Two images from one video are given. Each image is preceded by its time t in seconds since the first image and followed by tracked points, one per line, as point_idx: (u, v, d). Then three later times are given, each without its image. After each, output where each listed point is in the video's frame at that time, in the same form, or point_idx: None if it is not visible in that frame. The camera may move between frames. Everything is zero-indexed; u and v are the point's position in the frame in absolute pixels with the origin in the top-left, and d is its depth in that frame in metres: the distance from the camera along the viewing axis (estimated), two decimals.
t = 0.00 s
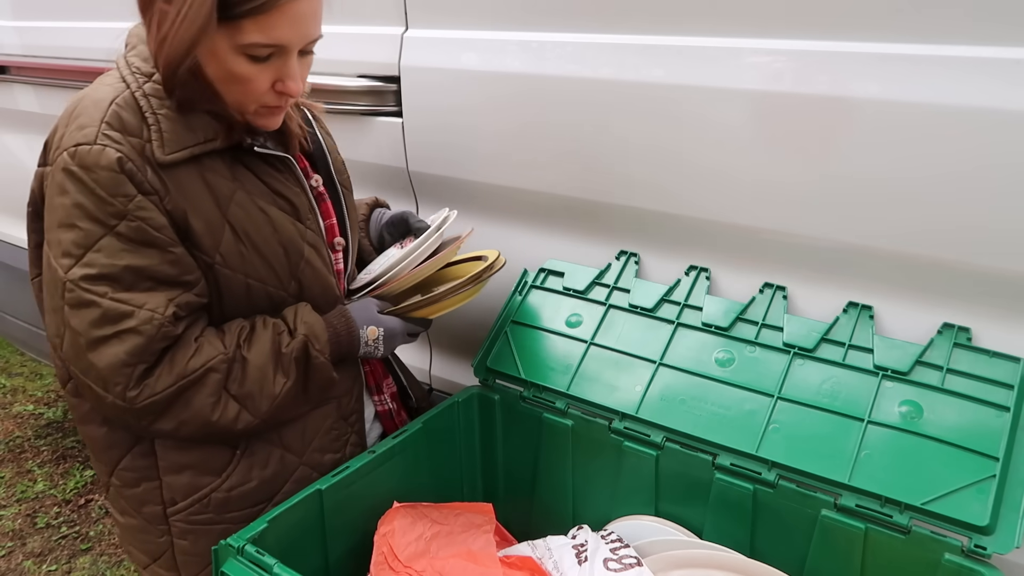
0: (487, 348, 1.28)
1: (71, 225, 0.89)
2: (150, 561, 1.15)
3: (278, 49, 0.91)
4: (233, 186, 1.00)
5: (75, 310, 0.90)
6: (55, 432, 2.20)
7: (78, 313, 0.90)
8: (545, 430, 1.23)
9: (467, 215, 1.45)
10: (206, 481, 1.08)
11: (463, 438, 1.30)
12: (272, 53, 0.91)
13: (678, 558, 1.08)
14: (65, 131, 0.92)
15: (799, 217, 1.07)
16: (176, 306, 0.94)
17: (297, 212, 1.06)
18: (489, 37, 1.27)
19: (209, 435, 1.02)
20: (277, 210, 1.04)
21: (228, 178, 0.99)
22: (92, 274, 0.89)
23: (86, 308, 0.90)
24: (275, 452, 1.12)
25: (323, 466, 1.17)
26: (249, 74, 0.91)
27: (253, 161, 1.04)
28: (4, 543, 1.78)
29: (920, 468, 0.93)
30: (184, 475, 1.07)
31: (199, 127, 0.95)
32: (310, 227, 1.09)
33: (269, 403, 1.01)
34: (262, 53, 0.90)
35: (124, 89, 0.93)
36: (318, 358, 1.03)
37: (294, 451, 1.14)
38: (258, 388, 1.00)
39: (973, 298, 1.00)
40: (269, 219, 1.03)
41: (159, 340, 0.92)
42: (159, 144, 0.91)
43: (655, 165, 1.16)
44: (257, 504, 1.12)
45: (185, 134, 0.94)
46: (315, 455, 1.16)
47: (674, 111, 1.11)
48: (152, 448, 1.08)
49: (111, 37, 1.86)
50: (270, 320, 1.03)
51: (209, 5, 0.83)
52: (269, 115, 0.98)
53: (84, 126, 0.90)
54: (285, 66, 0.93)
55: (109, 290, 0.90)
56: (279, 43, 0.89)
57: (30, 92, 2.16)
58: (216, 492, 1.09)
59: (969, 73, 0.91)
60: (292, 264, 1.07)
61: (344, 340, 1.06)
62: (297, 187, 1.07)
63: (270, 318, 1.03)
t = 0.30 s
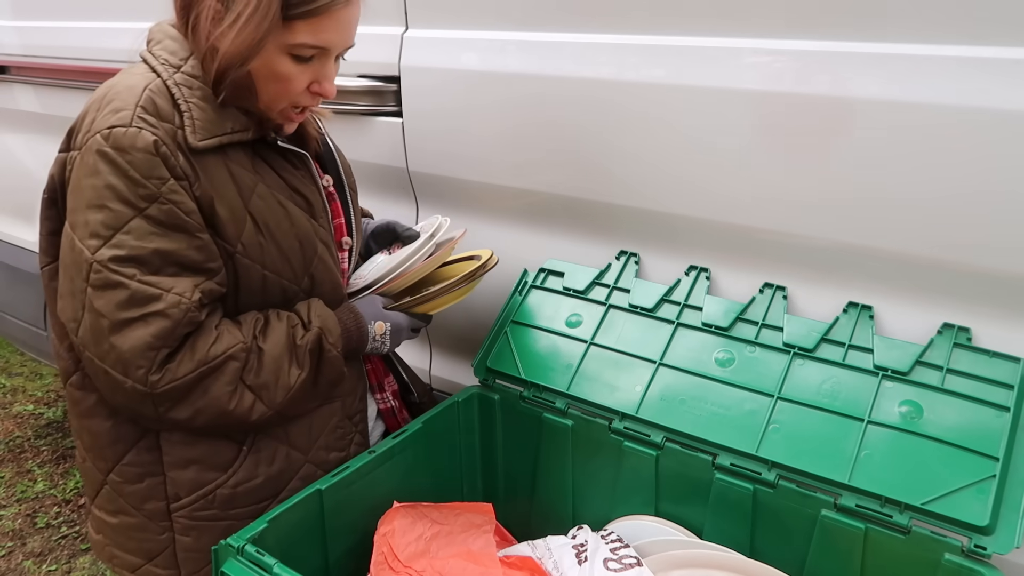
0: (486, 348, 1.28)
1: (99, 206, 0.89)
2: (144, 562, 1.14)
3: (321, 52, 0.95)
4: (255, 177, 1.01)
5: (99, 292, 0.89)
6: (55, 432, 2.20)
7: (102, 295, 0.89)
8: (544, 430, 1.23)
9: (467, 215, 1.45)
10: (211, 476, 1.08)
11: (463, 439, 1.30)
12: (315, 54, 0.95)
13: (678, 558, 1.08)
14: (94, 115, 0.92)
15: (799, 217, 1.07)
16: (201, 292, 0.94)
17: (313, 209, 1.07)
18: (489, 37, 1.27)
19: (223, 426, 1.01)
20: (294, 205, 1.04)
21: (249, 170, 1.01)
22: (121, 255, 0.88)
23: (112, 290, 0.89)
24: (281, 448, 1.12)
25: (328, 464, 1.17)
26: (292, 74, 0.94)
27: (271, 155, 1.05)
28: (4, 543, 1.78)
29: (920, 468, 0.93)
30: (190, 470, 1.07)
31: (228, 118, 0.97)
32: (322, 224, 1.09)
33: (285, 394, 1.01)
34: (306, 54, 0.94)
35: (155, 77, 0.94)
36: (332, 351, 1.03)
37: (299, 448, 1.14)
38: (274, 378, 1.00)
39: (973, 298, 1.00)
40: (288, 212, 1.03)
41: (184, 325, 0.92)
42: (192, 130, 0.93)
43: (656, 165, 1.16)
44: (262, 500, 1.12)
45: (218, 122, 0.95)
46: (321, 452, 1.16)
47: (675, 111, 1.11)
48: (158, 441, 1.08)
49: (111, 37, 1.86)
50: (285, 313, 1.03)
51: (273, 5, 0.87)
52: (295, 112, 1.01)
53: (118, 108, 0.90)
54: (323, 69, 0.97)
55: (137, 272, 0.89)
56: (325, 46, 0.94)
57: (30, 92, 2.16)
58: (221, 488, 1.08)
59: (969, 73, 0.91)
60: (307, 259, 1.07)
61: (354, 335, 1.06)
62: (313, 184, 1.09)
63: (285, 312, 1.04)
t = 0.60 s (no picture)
0: (487, 348, 1.28)
1: (108, 197, 0.88)
2: (141, 558, 1.14)
3: (325, 32, 0.95)
4: (264, 172, 1.01)
5: (107, 284, 0.89)
6: (55, 432, 2.20)
7: (110, 287, 0.89)
8: (545, 430, 1.23)
9: (467, 215, 1.45)
10: (212, 472, 1.08)
11: (463, 438, 1.30)
12: (319, 35, 0.95)
13: (678, 558, 1.08)
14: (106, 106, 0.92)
15: (799, 217, 1.07)
16: (208, 286, 0.94)
17: (319, 204, 1.08)
18: (489, 37, 1.27)
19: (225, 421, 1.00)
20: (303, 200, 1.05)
21: (259, 164, 1.01)
22: (130, 247, 0.88)
23: (120, 282, 0.88)
24: (283, 445, 1.12)
25: (330, 461, 1.17)
26: (297, 56, 0.94)
27: (280, 151, 1.05)
28: (4, 543, 1.78)
29: (920, 468, 0.93)
30: (192, 465, 1.07)
31: (238, 112, 0.97)
32: (329, 220, 1.09)
33: (288, 391, 1.00)
34: (311, 35, 0.94)
35: (168, 69, 0.94)
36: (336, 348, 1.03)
37: (302, 445, 1.14)
38: (278, 375, 0.99)
39: (973, 298, 1.00)
40: (296, 207, 1.04)
41: (190, 320, 0.92)
42: (204, 124, 0.93)
43: (656, 165, 1.16)
44: (264, 496, 1.12)
45: (229, 116, 0.96)
46: (323, 449, 1.16)
47: (675, 111, 1.11)
48: (159, 436, 1.08)
49: (111, 37, 1.86)
50: (289, 310, 1.02)
51: None
52: (305, 98, 1.01)
53: (131, 99, 0.90)
54: (329, 50, 0.97)
55: (145, 265, 0.89)
56: (328, 25, 0.93)
57: (30, 92, 2.16)
58: (222, 484, 1.08)
59: (969, 73, 0.91)
60: (313, 255, 1.07)
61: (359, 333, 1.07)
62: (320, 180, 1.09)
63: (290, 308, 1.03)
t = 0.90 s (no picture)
0: (488, 348, 1.28)
1: (94, 201, 0.89)
2: (124, 553, 1.14)
3: (324, 24, 0.94)
4: (259, 175, 1.00)
5: (91, 287, 0.89)
6: (56, 432, 2.20)
7: (94, 291, 0.89)
8: (545, 430, 1.23)
9: (467, 215, 1.45)
10: (197, 474, 1.08)
11: (464, 438, 1.31)
12: (318, 27, 0.94)
13: (678, 558, 1.08)
14: (99, 105, 0.92)
15: (799, 217, 1.07)
16: (193, 294, 0.94)
17: (317, 208, 1.07)
18: (488, 37, 1.27)
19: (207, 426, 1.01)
20: (298, 204, 1.04)
21: (254, 167, 1.00)
22: (114, 252, 0.88)
23: (104, 287, 0.89)
24: (270, 449, 1.12)
25: (316, 466, 1.18)
26: (295, 49, 0.94)
27: (279, 153, 1.05)
28: (4, 543, 1.78)
29: (920, 468, 0.93)
30: (178, 466, 1.07)
31: (234, 114, 0.97)
32: (328, 224, 1.09)
33: (273, 400, 1.00)
34: (308, 26, 0.93)
35: (165, 68, 0.94)
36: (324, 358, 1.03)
37: (288, 450, 1.14)
38: (263, 382, 0.99)
39: (973, 298, 1.00)
40: (290, 211, 1.03)
41: (173, 327, 0.92)
42: (197, 127, 0.93)
43: (655, 165, 1.16)
44: (249, 500, 1.12)
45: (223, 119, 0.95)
46: (310, 455, 1.16)
47: (674, 111, 1.11)
48: (146, 436, 1.08)
49: (110, 36, 1.86)
50: (279, 317, 1.02)
51: None
52: (310, 92, 1.01)
53: (123, 100, 0.90)
54: (329, 43, 0.96)
55: (129, 271, 0.90)
56: (326, 17, 0.93)
57: (29, 92, 2.17)
58: (206, 487, 1.08)
59: (969, 73, 0.91)
60: (307, 260, 1.07)
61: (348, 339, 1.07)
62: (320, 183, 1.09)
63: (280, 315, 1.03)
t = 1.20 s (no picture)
0: (488, 348, 1.28)
1: (74, 213, 0.89)
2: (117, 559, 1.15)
3: (296, 14, 0.90)
4: (246, 184, 1.00)
5: (70, 300, 0.90)
6: (56, 431, 2.20)
7: (73, 304, 0.90)
8: (545, 430, 1.23)
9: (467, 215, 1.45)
10: (186, 484, 1.07)
11: (464, 437, 1.31)
12: (290, 18, 0.91)
13: (678, 558, 1.08)
14: (82, 112, 0.92)
15: (799, 217, 1.07)
16: (174, 307, 0.94)
17: (309, 216, 1.07)
18: (489, 37, 1.27)
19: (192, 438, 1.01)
20: (288, 213, 1.04)
21: (242, 176, 1.00)
22: (92, 265, 0.88)
23: (83, 300, 0.89)
24: (260, 459, 1.12)
25: (307, 476, 1.18)
26: (267, 42, 0.91)
27: (271, 160, 1.04)
28: (4, 543, 1.78)
29: (920, 467, 0.93)
30: (166, 475, 1.07)
31: (219, 122, 0.95)
32: (321, 231, 1.09)
33: (257, 413, 1.00)
34: (280, 17, 0.90)
35: (149, 75, 0.94)
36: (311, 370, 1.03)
37: (279, 460, 1.14)
38: (248, 396, 0.99)
39: (973, 298, 1.00)
40: (278, 221, 1.03)
41: (153, 341, 0.92)
42: (178, 136, 0.92)
43: (655, 165, 1.16)
44: (238, 510, 1.12)
45: (207, 127, 0.94)
46: (301, 465, 1.16)
47: (675, 111, 1.11)
48: (135, 444, 1.08)
49: (110, 36, 1.86)
50: (266, 328, 1.02)
51: None
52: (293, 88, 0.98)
53: (104, 108, 0.90)
54: (304, 34, 0.92)
55: (108, 284, 0.90)
56: (295, 5, 0.89)
57: (29, 92, 2.17)
58: (195, 498, 1.08)
59: (969, 73, 0.91)
60: (297, 269, 1.07)
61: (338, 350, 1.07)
62: (312, 192, 1.08)
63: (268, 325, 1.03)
